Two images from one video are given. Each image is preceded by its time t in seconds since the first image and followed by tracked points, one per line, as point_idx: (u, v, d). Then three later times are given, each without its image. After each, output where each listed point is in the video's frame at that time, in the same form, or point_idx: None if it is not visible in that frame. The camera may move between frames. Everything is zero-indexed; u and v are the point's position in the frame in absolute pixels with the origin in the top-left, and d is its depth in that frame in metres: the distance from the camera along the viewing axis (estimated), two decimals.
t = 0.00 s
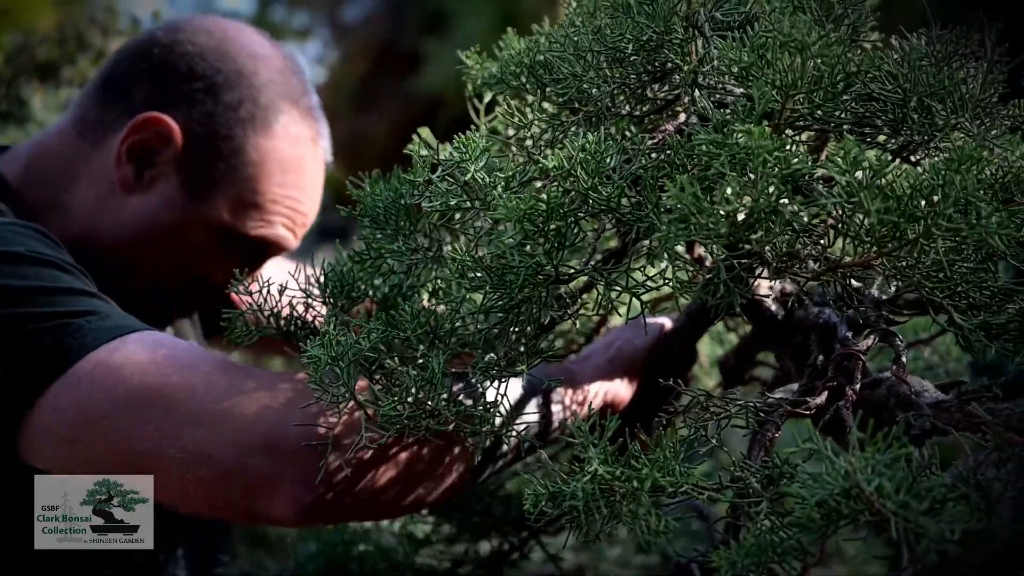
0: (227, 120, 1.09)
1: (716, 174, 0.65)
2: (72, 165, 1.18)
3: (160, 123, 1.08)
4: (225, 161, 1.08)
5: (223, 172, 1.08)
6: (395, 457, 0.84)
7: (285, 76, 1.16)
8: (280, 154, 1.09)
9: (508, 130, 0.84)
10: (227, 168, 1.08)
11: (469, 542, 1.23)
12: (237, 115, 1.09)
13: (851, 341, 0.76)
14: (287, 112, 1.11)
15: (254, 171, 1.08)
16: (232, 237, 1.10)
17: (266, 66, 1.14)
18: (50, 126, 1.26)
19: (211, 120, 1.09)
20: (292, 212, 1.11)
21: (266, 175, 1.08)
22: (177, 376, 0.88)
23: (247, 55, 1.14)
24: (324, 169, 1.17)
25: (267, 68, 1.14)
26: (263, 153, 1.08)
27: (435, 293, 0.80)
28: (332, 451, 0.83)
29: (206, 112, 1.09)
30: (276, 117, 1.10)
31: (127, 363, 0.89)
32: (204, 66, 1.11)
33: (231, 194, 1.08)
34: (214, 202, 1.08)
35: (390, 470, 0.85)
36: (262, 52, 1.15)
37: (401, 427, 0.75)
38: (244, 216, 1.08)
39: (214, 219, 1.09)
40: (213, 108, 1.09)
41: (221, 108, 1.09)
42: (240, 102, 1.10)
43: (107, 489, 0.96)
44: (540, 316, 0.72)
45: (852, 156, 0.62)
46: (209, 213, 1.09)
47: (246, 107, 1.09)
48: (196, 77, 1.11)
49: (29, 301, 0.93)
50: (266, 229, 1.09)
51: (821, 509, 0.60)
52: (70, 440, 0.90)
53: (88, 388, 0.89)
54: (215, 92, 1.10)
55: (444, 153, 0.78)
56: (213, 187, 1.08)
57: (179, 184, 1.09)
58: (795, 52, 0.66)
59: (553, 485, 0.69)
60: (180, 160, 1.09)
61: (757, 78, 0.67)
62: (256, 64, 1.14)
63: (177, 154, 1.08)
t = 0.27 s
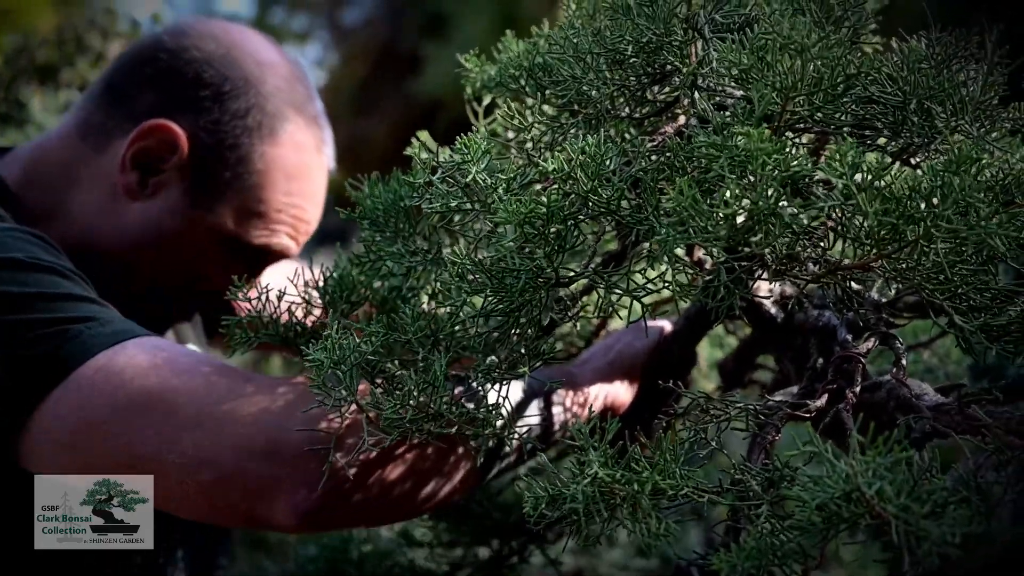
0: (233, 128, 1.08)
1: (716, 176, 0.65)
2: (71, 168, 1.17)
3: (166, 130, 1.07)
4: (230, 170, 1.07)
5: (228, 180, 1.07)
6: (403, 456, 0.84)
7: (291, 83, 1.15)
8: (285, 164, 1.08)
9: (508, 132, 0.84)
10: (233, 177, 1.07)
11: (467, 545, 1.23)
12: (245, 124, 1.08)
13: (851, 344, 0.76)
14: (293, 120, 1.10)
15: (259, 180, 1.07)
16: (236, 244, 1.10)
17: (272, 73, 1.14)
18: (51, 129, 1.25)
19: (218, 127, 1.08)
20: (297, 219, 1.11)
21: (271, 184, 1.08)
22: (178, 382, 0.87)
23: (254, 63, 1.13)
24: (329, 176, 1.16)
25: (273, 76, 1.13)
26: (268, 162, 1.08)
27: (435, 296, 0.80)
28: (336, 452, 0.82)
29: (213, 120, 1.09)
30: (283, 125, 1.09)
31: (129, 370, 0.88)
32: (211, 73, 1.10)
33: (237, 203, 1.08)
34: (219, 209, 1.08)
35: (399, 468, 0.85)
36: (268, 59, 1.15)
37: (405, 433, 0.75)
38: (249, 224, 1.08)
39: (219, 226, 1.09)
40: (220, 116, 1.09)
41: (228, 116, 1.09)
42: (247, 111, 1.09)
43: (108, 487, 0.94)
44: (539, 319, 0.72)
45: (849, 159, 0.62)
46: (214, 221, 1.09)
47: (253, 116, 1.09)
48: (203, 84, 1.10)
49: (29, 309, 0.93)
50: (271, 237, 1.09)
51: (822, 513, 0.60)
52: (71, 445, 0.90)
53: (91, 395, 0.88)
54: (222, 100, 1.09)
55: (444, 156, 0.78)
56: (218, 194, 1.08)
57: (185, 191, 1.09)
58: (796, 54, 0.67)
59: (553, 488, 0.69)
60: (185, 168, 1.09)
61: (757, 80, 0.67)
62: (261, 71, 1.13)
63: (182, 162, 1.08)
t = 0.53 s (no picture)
0: (237, 122, 1.08)
1: (715, 175, 0.64)
2: (72, 170, 1.17)
3: (172, 127, 1.07)
4: (235, 164, 1.07)
5: (233, 174, 1.07)
6: (400, 459, 0.84)
7: (291, 75, 1.15)
8: (288, 155, 1.08)
9: (506, 131, 0.84)
10: (237, 171, 1.07)
11: (465, 545, 1.23)
12: (247, 117, 1.08)
13: (851, 343, 0.76)
14: (295, 112, 1.11)
15: (263, 173, 1.07)
16: (242, 240, 1.10)
17: (272, 66, 1.14)
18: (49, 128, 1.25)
19: (222, 122, 1.08)
20: (301, 212, 1.11)
21: (274, 177, 1.08)
22: (178, 387, 0.87)
23: (254, 56, 1.14)
24: (329, 169, 1.16)
25: (274, 68, 1.14)
26: (271, 154, 1.08)
27: (433, 295, 0.80)
28: (338, 456, 0.82)
29: (217, 114, 1.09)
30: (284, 117, 1.10)
31: (129, 374, 0.88)
32: (213, 67, 1.11)
33: (242, 197, 1.08)
34: (223, 204, 1.08)
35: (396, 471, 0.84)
36: (269, 52, 1.15)
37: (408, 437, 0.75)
38: (254, 216, 1.08)
39: (225, 223, 1.09)
40: (224, 109, 1.09)
41: (231, 110, 1.09)
42: (249, 104, 1.09)
43: (108, 487, 0.93)
44: (537, 319, 0.72)
45: (850, 157, 0.62)
46: (219, 218, 1.08)
47: (256, 109, 1.09)
48: (205, 78, 1.10)
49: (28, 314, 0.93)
50: (276, 230, 1.09)
51: (821, 513, 0.60)
52: (70, 448, 0.90)
53: (91, 398, 0.88)
54: (225, 94, 1.09)
55: (441, 155, 0.78)
56: (223, 190, 1.08)
57: (190, 189, 1.08)
58: (795, 52, 0.66)
59: (551, 489, 0.68)
60: (190, 165, 1.08)
61: (757, 78, 0.67)
62: (262, 64, 1.13)
63: (187, 159, 1.08)
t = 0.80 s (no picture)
0: (243, 116, 1.07)
1: (717, 169, 0.64)
2: (77, 165, 1.17)
3: (178, 121, 1.07)
4: (241, 157, 1.07)
5: (239, 168, 1.07)
6: (405, 454, 0.84)
7: (297, 67, 1.14)
8: (294, 149, 1.07)
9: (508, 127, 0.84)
10: (243, 165, 1.07)
11: (466, 543, 1.23)
12: (253, 111, 1.08)
13: (853, 340, 0.76)
14: (300, 105, 1.10)
15: (269, 166, 1.07)
16: (247, 233, 1.10)
17: (277, 59, 1.13)
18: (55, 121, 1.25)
19: (228, 116, 1.08)
20: (306, 206, 1.10)
21: (280, 171, 1.07)
22: (183, 379, 0.87)
23: (260, 48, 1.12)
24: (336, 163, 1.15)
25: (279, 61, 1.13)
26: (277, 148, 1.07)
27: (434, 290, 0.79)
28: (341, 448, 0.82)
29: (223, 108, 1.08)
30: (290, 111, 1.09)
31: (135, 368, 0.88)
32: (218, 60, 1.10)
33: (247, 191, 1.08)
34: (228, 197, 1.08)
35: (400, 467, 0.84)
36: (274, 45, 1.14)
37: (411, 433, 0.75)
38: (260, 210, 1.08)
39: (231, 216, 1.09)
40: (229, 103, 1.08)
41: (236, 104, 1.08)
42: (255, 97, 1.08)
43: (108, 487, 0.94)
44: (539, 314, 0.72)
45: (855, 149, 0.61)
46: (225, 211, 1.08)
47: (262, 103, 1.08)
48: (210, 72, 1.09)
49: (34, 305, 0.93)
50: (281, 224, 1.09)
51: (822, 509, 0.59)
52: (75, 441, 0.90)
53: (96, 392, 0.88)
54: (230, 87, 1.09)
55: (443, 151, 0.78)
56: (229, 184, 1.08)
57: (195, 182, 1.08)
58: (799, 45, 0.67)
59: (553, 485, 0.68)
60: (195, 158, 1.08)
61: (758, 71, 0.67)
62: (267, 56, 1.12)
63: (191, 153, 1.08)
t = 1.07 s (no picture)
0: (252, 109, 1.08)
1: (721, 163, 0.64)
2: (88, 158, 1.17)
3: (188, 112, 1.07)
4: (250, 149, 1.06)
5: (248, 160, 1.07)
6: (413, 445, 0.84)
7: (307, 61, 1.15)
8: (303, 142, 1.07)
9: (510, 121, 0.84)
10: (252, 157, 1.06)
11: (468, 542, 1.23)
12: (262, 103, 1.08)
13: (857, 336, 0.76)
14: (310, 99, 1.10)
15: (278, 159, 1.07)
16: (255, 226, 1.09)
17: (287, 52, 1.13)
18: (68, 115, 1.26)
19: (237, 109, 1.08)
20: (314, 200, 1.10)
21: (289, 163, 1.07)
22: (191, 368, 0.87)
23: (270, 42, 1.13)
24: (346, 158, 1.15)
25: (289, 55, 1.13)
26: (286, 141, 1.07)
27: (437, 285, 0.79)
28: (344, 439, 0.82)
29: (232, 101, 1.08)
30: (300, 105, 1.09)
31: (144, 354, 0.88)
32: (229, 54, 1.10)
33: (256, 183, 1.07)
34: (236, 189, 1.08)
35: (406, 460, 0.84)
36: (285, 39, 1.15)
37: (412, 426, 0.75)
38: (268, 203, 1.08)
39: (239, 209, 1.08)
40: (239, 96, 1.08)
41: (246, 97, 1.08)
42: (265, 90, 1.09)
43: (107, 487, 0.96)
44: (542, 310, 0.71)
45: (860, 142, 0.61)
46: (233, 203, 1.08)
47: (272, 95, 1.08)
48: (220, 65, 1.10)
49: (42, 291, 0.94)
50: (289, 218, 1.08)
51: (828, 504, 0.59)
52: (82, 432, 0.89)
53: (104, 379, 0.88)
54: (240, 80, 1.09)
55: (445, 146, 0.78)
56: (238, 176, 1.07)
57: (204, 174, 1.08)
58: (802, 39, 0.67)
59: (557, 480, 0.68)
60: (205, 150, 1.08)
61: (762, 66, 0.67)
62: (277, 50, 1.13)
63: (201, 144, 1.07)
